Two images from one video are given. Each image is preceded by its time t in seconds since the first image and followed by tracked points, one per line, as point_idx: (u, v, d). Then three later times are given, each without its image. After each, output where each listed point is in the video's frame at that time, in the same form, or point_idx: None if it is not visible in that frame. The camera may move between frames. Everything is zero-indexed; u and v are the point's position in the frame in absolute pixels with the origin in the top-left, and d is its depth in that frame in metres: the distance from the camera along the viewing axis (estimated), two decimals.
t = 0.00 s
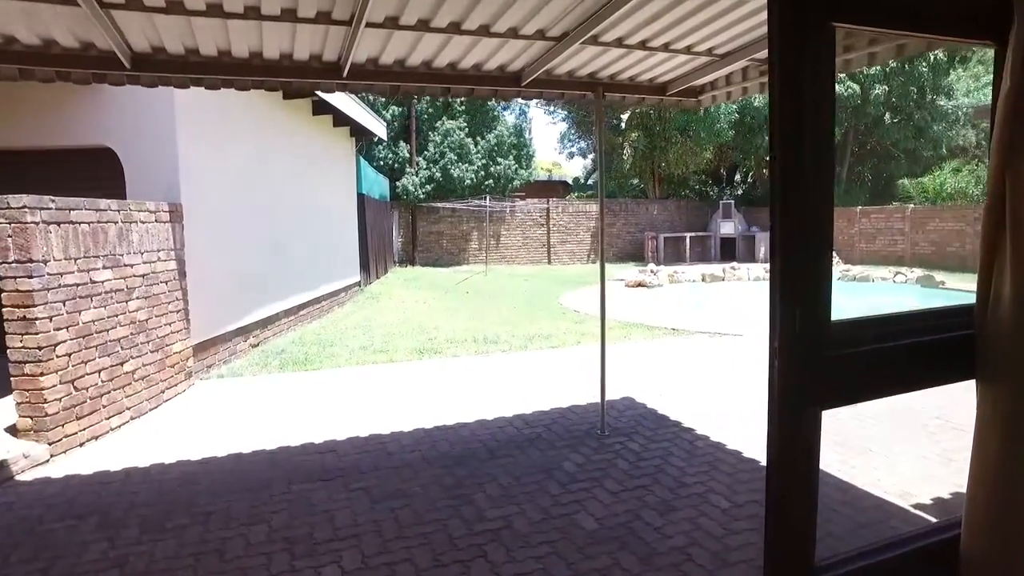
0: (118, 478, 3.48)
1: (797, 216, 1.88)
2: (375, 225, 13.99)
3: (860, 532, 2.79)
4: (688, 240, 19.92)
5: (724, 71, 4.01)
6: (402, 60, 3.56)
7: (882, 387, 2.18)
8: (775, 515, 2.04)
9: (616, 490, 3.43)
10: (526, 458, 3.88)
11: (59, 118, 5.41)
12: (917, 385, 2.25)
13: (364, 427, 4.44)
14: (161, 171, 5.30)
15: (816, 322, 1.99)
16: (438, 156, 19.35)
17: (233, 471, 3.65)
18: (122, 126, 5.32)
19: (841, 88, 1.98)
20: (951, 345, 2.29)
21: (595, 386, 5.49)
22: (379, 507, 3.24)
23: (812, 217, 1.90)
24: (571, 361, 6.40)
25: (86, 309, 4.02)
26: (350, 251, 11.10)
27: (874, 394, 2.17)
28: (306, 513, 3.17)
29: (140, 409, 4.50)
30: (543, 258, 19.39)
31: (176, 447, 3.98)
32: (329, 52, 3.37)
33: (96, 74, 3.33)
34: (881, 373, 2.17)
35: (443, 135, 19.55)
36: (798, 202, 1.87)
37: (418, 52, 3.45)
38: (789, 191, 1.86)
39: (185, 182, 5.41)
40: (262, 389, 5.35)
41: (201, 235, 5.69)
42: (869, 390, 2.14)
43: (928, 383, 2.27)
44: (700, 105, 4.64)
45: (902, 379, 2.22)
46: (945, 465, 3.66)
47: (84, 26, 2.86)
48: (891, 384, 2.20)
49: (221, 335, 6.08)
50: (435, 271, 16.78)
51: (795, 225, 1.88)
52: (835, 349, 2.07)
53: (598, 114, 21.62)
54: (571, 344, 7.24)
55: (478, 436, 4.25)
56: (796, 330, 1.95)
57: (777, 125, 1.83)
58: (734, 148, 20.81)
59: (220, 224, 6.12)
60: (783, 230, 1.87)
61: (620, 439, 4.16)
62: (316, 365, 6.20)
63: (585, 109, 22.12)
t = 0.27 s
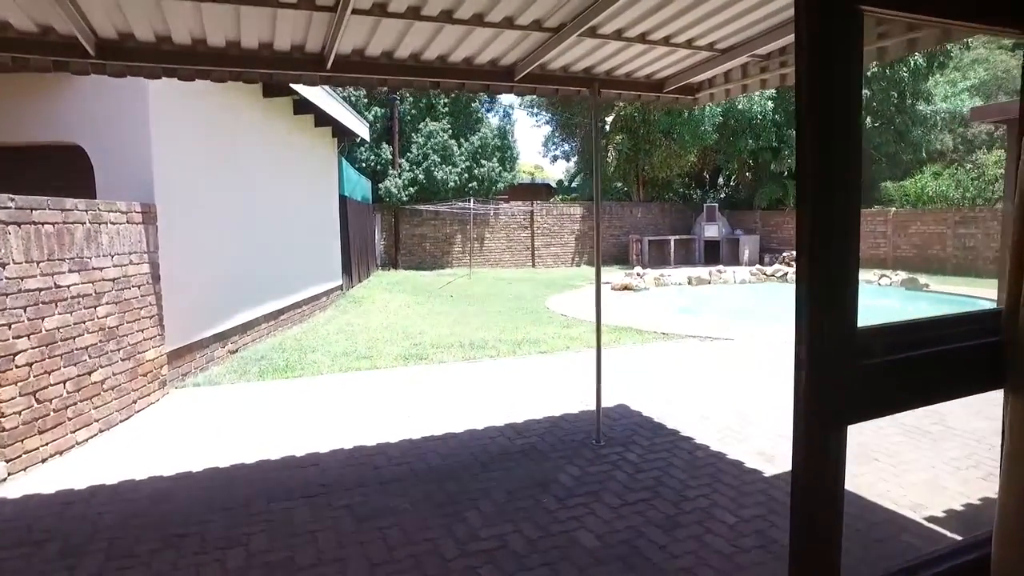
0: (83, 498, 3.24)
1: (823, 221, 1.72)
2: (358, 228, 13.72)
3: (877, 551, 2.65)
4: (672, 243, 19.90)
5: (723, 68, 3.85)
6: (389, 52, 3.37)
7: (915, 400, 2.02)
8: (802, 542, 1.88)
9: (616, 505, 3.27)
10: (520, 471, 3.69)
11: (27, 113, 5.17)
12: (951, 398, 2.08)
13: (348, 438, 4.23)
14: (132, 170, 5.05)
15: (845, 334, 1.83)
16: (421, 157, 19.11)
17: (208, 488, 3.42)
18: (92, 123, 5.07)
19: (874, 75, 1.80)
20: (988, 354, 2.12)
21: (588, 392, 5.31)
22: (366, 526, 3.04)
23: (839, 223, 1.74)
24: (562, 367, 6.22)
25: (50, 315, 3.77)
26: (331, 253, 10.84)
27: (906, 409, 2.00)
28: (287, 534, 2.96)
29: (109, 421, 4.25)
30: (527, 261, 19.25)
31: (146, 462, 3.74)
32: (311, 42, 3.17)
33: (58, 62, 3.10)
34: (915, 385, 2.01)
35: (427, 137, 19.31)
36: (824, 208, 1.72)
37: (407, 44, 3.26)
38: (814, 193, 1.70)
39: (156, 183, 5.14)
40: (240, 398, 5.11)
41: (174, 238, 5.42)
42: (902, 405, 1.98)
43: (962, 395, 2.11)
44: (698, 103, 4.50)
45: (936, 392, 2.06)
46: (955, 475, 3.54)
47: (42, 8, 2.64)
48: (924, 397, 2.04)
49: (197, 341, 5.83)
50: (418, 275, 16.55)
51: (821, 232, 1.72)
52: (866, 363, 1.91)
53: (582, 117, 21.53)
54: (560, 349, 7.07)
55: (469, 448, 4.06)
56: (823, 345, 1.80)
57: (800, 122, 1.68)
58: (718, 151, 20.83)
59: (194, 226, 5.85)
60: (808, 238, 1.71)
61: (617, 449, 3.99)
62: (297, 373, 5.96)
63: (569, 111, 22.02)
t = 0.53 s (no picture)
0: (45, 521, 3.02)
1: (855, 219, 1.66)
2: (339, 231, 13.46)
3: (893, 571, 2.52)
4: (654, 247, 19.89)
5: (723, 67, 3.74)
6: (376, 46, 3.20)
7: (943, 412, 1.94)
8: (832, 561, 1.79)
9: (615, 522, 3.12)
10: (513, 486, 3.53)
11: None
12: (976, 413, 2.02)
13: (332, 452, 4.03)
14: (102, 169, 4.83)
15: (876, 337, 1.75)
16: (403, 160, 18.85)
17: (182, 508, 3.21)
18: (61, 119, 4.85)
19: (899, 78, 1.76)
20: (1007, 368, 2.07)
21: (580, 400, 5.16)
22: (352, 548, 2.86)
23: (873, 220, 1.68)
24: (551, 374, 6.05)
25: (10, 325, 3.54)
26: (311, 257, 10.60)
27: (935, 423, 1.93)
28: (266, 558, 2.77)
29: (76, 435, 4.02)
30: (509, 265, 19.12)
31: (116, 480, 3.52)
32: (293, 34, 3.00)
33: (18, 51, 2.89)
34: (943, 398, 1.94)
35: (408, 139, 19.07)
36: (854, 210, 1.66)
37: (395, 37, 3.10)
38: (846, 189, 1.65)
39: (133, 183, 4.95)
40: (220, 408, 4.91)
41: (151, 241, 5.22)
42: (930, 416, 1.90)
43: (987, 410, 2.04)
44: (692, 104, 4.38)
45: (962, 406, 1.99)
46: (961, 485, 3.45)
47: None
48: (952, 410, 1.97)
49: (173, 348, 5.61)
50: (400, 279, 16.31)
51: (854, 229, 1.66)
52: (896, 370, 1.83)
53: (565, 121, 21.46)
54: (548, 356, 6.91)
55: (458, 461, 3.89)
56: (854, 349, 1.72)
57: (831, 114, 1.63)
58: (700, 155, 20.89)
59: (173, 229, 5.66)
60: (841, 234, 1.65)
61: (612, 461, 3.85)
62: (277, 382, 5.72)
63: (551, 115, 21.94)
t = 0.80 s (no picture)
0: None
1: (893, 214, 1.55)
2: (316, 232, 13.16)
3: None
4: (635, 249, 19.88)
5: (721, 62, 3.63)
6: (361, 34, 3.02)
7: (975, 423, 1.83)
8: None
9: (615, 536, 2.97)
10: (505, 498, 3.36)
11: None
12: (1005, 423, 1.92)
13: (312, 463, 3.82)
14: (66, 164, 4.57)
15: (911, 341, 1.64)
16: (382, 160, 18.54)
17: (151, 526, 2.99)
18: (20, 111, 4.59)
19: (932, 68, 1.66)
20: None
21: (570, 405, 4.99)
22: (337, 568, 2.67)
23: (912, 216, 1.57)
24: (538, 379, 5.87)
25: None
26: (288, 259, 10.33)
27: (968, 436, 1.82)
28: None
29: (35, 448, 3.76)
30: (490, 266, 18.96)
31: (78, 498, 3.28)
32: (272, 19, 2.79)
33: None
34: (977, 411, 1.82)
35: (387, 139, 18.80)
36: (893, 206, 1.55)
37: (383, 25, 2.92)
38: (884, 184, 1.54)
39: (100, 179, 4.71)
40: (194, 416, 4.67)
41: (118, 241, 4.98)
42: (966, 426, 1.79)
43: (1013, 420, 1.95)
44: (686, 100, 4.25)
45: (995, 416, 1.88)
46: (964, 492, 3.36)
47: None
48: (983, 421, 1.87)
49: (143, 354, 5.34)
50: (379, 281, 16.04)
51: (892, 225, 1.55)
52: (931, 376, 1.71)
53: (545, 122, 21.34)
54: (534, 360, 6.74)
55: (446, 472, 3.70)
56: (891, 352, 1.61)
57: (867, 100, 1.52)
58: (680, 157, 20.92)
59: (143, 229, 5.43)
60: (879, 230, 1.55)
61: (607, 470, 3.70)
62: (252, 388, 5.46)
63: (532, 116, 21.81)
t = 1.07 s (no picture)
0: None
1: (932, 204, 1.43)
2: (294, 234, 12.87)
3: None
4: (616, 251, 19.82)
5: (718, 55, 3.50)
6: (344, 20, 2.84)
7: (1013, 435, 1.70)
8: None
9: (614, 551, 2.82)
10: (497, 511, 3.20)
11: None
12: None
13: (291, 476, 3.62)
14: (27, 159, 4.33)
15: (948, 344, 1.51)
16: (361, 161, 18.26)
17: (116, 548, 2.78)
18: None
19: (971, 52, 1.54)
20: None
21: (560, 411, 4.82)
22: None
23: (951, 206, 1.45)
24: (526, 384, 5.69)
25: None
26: (265, 261, 10.05)
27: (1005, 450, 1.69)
28: None
29: None
30: (471, 268, 18.76)
31: (37, 518, 3.04)
32: (248, 1, 2.60)
33: None
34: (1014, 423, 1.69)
35: (367, 140, 18.53)
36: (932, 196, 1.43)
37: (367, 11, 2.74)
38: (923, 171, 1.42)
39: (63, 176, 4.47)
40: (165, 425, 4.44)
41: (83, 241, 4.73)
42: (1003, 439, 1.66)
43: None
44: (680, 97, 4.12)
45: None
46: (970, 501, 3.26)
47: None
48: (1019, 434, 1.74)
49: (111, 361, 5.09)
50: (359, 283, 15.78)
51: (930, 220, 1.43)
52: (969, 389, 1.58)
53: (527, 123, 21.22)
54: (521, 364, 6.54)
55: (434, 484, 3.52)
56: (930, 362, 1.48)
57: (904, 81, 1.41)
58: (661, 159, 20.92)
59: (110, 228, 5.18)
60: (915, 224, 1.42)
61: (602, 480, 3.55)
62: (228, 396, 5.22)
63: (513, 117, 21.67)
